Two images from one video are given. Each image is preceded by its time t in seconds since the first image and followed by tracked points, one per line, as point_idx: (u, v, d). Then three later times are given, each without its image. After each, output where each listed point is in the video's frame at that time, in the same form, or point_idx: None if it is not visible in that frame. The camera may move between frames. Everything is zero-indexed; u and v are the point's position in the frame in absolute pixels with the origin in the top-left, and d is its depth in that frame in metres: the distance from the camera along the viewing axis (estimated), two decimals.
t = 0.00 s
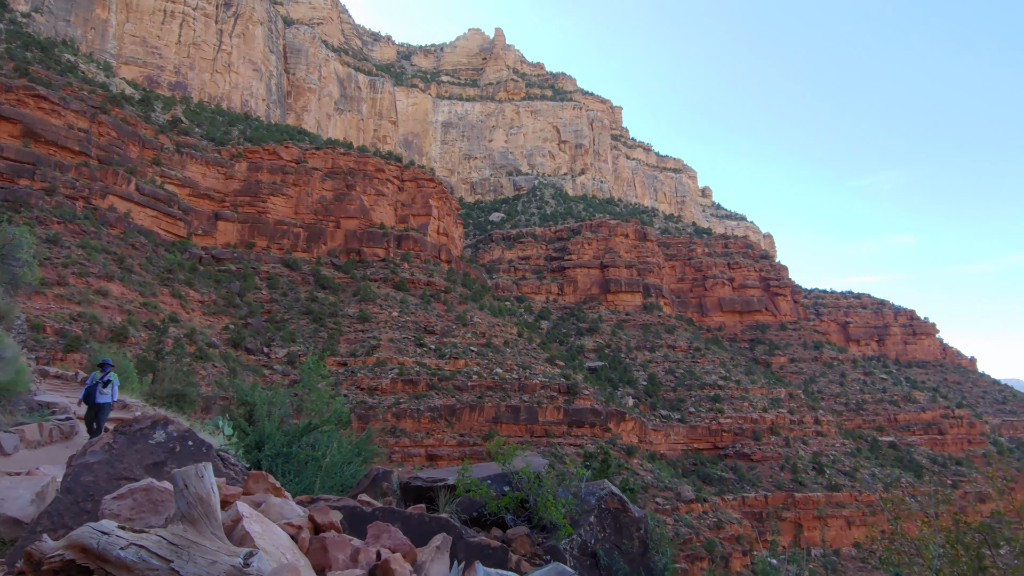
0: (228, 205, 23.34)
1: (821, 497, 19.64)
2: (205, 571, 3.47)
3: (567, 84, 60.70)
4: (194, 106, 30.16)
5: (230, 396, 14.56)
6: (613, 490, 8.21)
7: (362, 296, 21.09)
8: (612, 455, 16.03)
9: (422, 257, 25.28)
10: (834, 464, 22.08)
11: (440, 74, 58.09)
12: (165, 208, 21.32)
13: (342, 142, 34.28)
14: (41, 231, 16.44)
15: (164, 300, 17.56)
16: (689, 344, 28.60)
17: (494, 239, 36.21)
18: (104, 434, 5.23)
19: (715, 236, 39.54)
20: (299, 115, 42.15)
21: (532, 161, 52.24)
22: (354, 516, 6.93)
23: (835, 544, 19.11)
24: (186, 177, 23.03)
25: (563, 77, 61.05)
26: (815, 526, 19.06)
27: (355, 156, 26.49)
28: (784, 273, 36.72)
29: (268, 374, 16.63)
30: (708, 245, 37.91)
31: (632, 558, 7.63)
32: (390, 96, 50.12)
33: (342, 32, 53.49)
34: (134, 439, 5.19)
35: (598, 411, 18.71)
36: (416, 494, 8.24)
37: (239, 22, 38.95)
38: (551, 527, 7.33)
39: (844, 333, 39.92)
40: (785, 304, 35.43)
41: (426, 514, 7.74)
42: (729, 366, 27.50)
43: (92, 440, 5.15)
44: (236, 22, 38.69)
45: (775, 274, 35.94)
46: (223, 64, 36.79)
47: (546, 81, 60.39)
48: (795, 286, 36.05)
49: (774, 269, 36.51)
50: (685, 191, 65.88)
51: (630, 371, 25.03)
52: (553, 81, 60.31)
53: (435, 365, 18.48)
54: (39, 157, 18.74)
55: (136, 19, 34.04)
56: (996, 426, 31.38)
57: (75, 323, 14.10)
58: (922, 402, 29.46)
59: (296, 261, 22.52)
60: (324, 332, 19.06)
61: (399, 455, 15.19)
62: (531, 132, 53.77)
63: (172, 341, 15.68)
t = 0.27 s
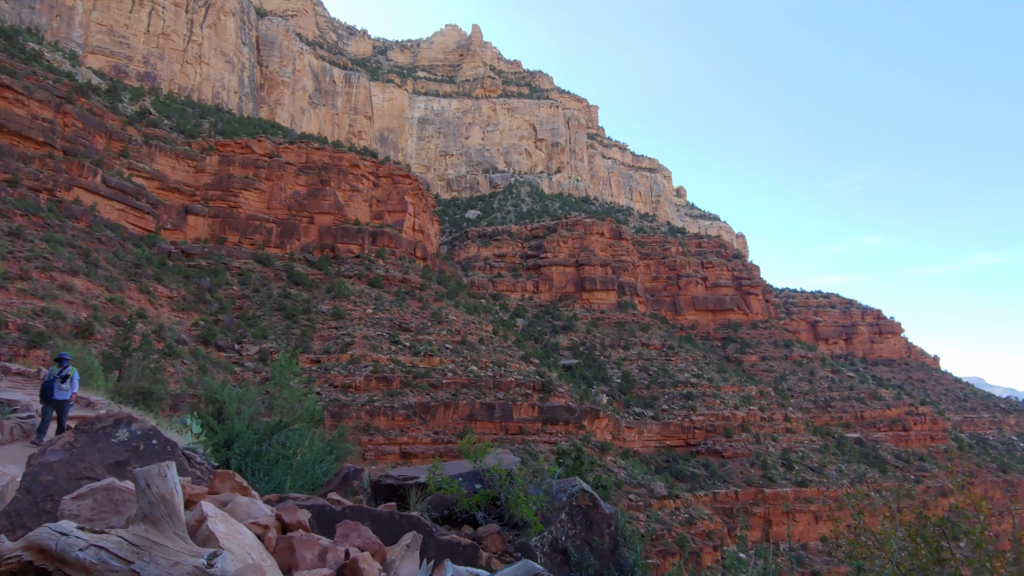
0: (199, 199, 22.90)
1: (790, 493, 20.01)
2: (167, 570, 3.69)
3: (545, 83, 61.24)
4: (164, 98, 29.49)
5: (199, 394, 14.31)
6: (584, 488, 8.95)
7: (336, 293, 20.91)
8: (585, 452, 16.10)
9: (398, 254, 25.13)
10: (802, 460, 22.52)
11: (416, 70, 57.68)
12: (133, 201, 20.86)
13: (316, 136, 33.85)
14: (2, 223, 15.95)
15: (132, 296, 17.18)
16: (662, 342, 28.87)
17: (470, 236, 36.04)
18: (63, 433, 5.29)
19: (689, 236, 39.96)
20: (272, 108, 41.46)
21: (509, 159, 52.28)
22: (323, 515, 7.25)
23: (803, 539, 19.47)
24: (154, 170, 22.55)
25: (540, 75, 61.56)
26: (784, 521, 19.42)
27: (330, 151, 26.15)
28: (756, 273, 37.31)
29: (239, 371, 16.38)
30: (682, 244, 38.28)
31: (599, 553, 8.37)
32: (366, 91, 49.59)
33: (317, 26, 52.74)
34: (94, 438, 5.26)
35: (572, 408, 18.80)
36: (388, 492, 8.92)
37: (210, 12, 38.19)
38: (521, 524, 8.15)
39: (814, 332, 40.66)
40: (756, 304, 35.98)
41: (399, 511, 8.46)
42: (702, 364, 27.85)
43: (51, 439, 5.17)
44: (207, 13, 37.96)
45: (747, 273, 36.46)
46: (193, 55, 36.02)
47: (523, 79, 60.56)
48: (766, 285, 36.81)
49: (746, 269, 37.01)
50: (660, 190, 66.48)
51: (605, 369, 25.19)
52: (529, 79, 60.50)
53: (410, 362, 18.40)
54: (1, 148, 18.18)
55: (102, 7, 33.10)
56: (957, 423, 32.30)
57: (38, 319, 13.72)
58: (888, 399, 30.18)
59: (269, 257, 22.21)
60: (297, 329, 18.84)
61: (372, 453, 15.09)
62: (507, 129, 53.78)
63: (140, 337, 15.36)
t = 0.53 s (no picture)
0: (166, 192, 22.42)
1: (758, 489, 20.38)
2: (128, 570, 3.72)
3: (519, 81, 61.41)
4: (130, 88, 28.75)
5: (165, 392, 14.01)
6: (554, 485, 8.99)
7: (308, 290, 20.67)
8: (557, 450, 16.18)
9: (371, 251, 24.94)
10: (770, 457, 22.94)
11: (390, 65, 57.19)
12: (98, 194, 20.30)
13: (288, 131, 33.35)
14: None
15: (96, 292, 16.74)
16: (635, 341, 29.15)
17: (444, 234, 35.84)
18: (22, 431, 5.21)
19: (662, 236, 40.36)
20: (243, 101, 40.73)
21: (483, 157, 52.29)
22: (289, 514, 7.20)
23: (770, 534, 19.85)
24: (120, 162, 21.98)
25: (515, 73, 61.67)
26: (752, 516, 19.77)
27: (302, 146, 25.75)
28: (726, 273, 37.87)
29: (207, 369, 16.08)
30: (655, 244, 38.64)
31: (569, 550, 8.45)
32: (339, 85, 49.00)
33: (289, 18, 51.92)
34: (54, 437, 5.19)
35: (545, 406, 18.86)
36: (356, 490, 8.88)
37: (178, 2, 37.36)
38: (491, 522, 8.18)
39: (782, 331, 41.43)
40: (727, 303, 36.56)
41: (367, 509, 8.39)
42: (673, 362, 28.19)
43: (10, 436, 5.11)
44: (175, 2, 37.14)
45: (718, 273, 36.99)
46: (161, 45, 35.18)
47: (498, 76, 60.61)
48: (736, 285, 37.46)
49: (717, 268, 37.55)
50: (634, 190, 67.08)
51: (577, 367, 25.34)
52: (505, 77, 60.61)
53: (382, 360, 18.28)
54: None
55: None
56: (918, 420, 33.27)
57: None
58: (852, 397, 30.92)
59: (238, 253, 21.84)
60: (267, 326, 18.56)
61: (343, 452, 14.95)
62: (482, 127, 53.76)
63: (103, 334, 14.98)
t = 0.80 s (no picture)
0: (131, 185, 21.87)
1: (726, 485, 20.72)
2: (84, 571, 3.72)
3: (493, 78, 61.40)
4: (93, 77, 27.89)
5: (128, 390, 13.66)
6: (524, 482, 9.01)
7: (278, 286, 20.38)
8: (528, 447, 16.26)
9: (342, 248, 24.74)
10: (738, 453, 23.33)
11: (364, 60, 56.57)
12: (59, 186, 19.69)
13: (257, 124, 32.77)
14: None
15: (56, 286, 16.23)
16: (607, 339, 29.39)
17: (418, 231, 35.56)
18: None
19: (634, 235, 40.71)
20: (211, 93, 39.88)
21: (457, 154, 52.19)
22: (256, 513, 7.07)
23: (739, 530, 20.19)
24: (82, 154, 21.34)
25: (489, 70, 61.64)
26: (720, 512, 20.09)
27: (272, 141, 25.40)
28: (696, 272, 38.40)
29: (172, 366, 15.73)
30: (628, 243, 38.95)
31: (539, 547, 8.50)
32: (311, 79, 48.28)
33: (260, 10, 50.95)
34: (11, 435, 5.31)
35: (517, 404, 18.89)
36: (325, 489, 8.86)
37: None
38: (461, 520, 8.22)
39: (751, 330, 42.18)
40: (697, 302, 37.09)
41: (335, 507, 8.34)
42: (644, 360, 28.52)
43: None
44: None
45: (689, 272, 37.49)
46: (126, 34, 34.21)
47: (472, 73, 60.59)
48: (706, 284, 38.03)
49: (688, 268, 38.08)
50: (607, 189, 67.60)
51: (550, 365, 25.45)
52: (479, 74, 60.60)
53: (354, 358, 18.10)
54: None
55: None
56: (881, 417, 34.19)
57: None
58: (818, 395, 31.64)
59: (206, 248, 21.41)
60: (236, 323, 18.25)
61: (313, 450, 14.78)
62: (456, 124, 53.63)
63: (64, 330, 14.56)
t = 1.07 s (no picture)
0: (93, 177, 21.27)
1: (695, 482, 21.01)
2: (39, 572, 3.90)
3: (467, 75, 61.27)
4: (53, 66, 27.00)
5: (89, 387, 13.30)
6: (493, 481, 9.11)
7: (247, 283, 20.05)
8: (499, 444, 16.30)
9: (313, 244, 24.47)
10: (706, 451, 23.69)
11: (336, 54, 55.86)
12: (17, 177, 19.05)
13: (226, 117, 32.13)
14: None
15: (13, 281, 15.70)
16: (579, 337, 29.57)
17: (390, 228, 34.88)
18: None
19: (607, 234, 40.99)
20: (178, 84, 38.94)
21: (431, 151, 51.96)
22: (219, 512, 6.99)
23: (706, 526, 20.49)
24: (42, 144, 20.67)
25: (464, 67, 61.50)
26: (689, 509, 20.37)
27: (241, 134, 24.94)
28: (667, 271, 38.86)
29: (136, 363, 15.36)
30: (600, 242, 39.17)
31: (508, 545, 8.54)
32: (282, 72, 47.45)
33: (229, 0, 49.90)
34: None
35: (489, 402, 18.91)
36: (292, 488, 8.90)
37: None
38: (430, 518, 8.25)
39: (720, 329, 42.83)
40: (668, 301, 37.54)
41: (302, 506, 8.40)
42: (615, 359, 28.77)
43: None
44: None
45: (660, 272, 37.94)
46: (88, 22, 33.17)
47: (446, 70, 60.45)
48: (677, 283, 38.52)
49: (659, 267, 38.50)
50: (580, 188, 67.98)
51: (522, 364, 25.50)
52: (453, 71, 60.48)
53: (324, 355, 17.89)
54: None
55: None
56: (844, 415, 35.05)
57: None
58: (784, 393, 32.30)
59: (172, 243, 20.94)
60: (202, 319, 17.90)
61: (282, 449, 14.57)
62: (430, 121, 53.37)
63: (21, 326, 14.09)
